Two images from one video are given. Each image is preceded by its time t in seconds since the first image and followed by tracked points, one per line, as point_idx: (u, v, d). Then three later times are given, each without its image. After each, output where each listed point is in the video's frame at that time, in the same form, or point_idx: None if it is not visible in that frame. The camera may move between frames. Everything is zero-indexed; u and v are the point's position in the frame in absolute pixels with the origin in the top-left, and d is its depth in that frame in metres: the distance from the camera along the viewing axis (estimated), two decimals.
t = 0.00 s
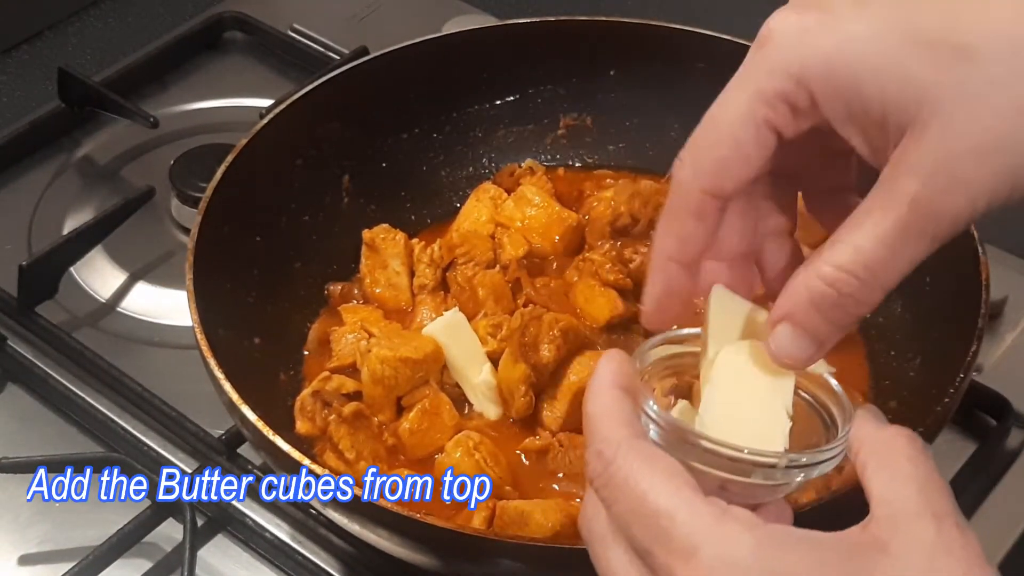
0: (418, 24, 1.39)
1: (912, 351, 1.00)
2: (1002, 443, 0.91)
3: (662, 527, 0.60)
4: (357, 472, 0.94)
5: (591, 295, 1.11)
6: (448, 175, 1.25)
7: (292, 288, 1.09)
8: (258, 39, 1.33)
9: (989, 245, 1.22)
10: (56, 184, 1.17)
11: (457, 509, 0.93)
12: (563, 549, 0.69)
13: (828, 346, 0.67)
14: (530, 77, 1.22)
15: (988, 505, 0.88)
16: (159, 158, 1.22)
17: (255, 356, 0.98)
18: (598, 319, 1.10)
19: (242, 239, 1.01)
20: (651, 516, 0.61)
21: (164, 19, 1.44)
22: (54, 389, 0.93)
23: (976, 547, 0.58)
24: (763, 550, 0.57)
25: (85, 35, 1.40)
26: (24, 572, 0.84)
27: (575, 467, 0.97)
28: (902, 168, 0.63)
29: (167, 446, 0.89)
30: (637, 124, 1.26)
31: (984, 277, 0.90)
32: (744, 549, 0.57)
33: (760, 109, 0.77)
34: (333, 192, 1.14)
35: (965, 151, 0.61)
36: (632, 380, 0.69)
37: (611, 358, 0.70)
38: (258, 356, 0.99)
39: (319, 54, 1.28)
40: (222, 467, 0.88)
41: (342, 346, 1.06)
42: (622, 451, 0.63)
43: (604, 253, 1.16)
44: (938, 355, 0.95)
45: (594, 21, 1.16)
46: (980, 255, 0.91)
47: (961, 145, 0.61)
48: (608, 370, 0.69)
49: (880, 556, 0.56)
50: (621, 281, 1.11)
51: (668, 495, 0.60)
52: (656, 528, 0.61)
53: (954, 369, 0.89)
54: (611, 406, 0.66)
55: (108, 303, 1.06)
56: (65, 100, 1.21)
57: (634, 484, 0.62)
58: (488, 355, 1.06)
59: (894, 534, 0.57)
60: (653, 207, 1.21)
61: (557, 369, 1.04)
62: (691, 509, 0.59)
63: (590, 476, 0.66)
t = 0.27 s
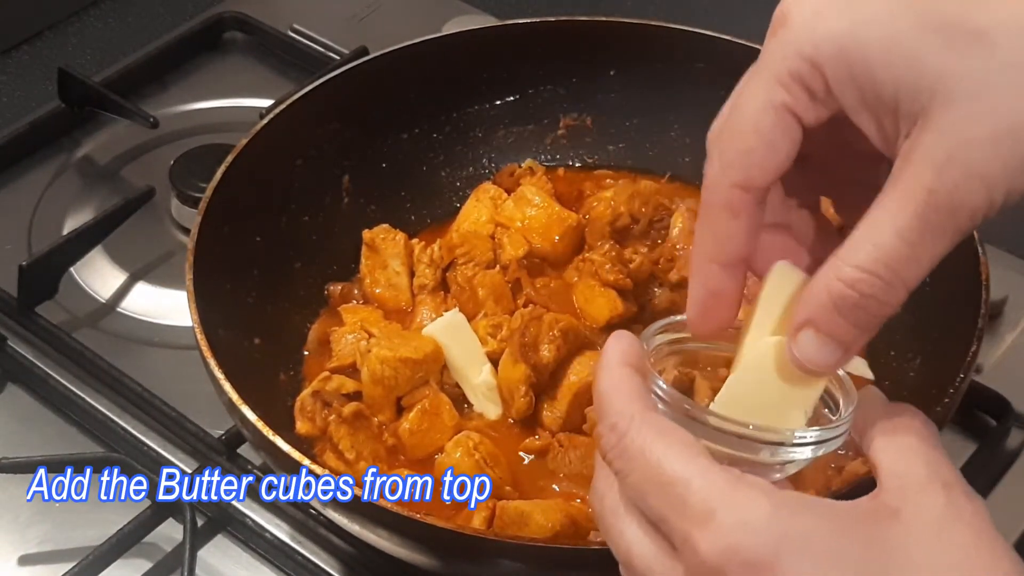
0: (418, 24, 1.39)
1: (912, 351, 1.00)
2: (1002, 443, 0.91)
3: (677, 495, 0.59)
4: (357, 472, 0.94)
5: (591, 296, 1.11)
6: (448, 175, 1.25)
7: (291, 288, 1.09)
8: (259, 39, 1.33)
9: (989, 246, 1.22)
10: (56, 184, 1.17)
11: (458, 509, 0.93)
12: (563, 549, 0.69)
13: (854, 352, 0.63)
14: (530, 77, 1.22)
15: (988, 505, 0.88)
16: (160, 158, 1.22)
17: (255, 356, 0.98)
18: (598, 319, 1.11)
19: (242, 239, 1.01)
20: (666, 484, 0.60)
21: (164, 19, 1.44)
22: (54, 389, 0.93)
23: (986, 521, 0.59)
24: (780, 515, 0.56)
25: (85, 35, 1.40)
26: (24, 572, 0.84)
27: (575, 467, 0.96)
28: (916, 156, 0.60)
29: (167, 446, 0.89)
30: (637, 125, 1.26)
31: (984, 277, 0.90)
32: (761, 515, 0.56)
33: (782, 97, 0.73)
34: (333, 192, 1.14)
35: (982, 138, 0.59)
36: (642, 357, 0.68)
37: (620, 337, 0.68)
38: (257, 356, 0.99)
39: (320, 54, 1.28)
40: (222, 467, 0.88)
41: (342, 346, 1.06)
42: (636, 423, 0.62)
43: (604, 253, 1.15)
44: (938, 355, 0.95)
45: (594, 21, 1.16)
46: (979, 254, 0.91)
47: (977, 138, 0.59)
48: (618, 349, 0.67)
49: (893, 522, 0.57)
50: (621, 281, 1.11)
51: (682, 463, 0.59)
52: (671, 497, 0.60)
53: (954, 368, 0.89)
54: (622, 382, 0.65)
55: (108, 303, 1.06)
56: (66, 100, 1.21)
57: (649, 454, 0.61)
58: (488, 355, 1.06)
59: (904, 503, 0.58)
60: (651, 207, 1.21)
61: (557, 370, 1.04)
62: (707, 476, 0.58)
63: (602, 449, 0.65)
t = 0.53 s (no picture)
0: (418, 24, 1.39)
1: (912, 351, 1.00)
2: (1003, 443, 0.91)
3: (691, 434, 0.56)
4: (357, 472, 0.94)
5: (591, 296, 1.11)
6: (448, 175, 1.25)
7: (291, 288, 1.09)
8: (258, 39, 1.33)
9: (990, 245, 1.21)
10: (56, 184, 1.17)
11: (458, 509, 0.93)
12: (563, 549, 0.69)
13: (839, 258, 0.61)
14: (530, 77, 1.22)
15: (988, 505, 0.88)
16: (160, 158, 1.22)
17: (255, 356, 0.98)
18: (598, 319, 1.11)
19: (242, 239, 1.01)
20: (680, 424, 0.57)
21: (164, 20, 1.44)
22: (54, 389, 0.93)
23: (992, 467, 0.59)
24: (798, 448, 0.53)
25: (85, 35, 1.40)
26: (24, 572, 0.84)
27: (574, 468, 0.97)
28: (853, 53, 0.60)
29: (167, 446, 0.89)
30: (638, 125, 1.26)
31: (983, 278, 0.90)
32: (777, 448, 0.54)
33: (767, 39, 0.76)
34: (333, 192, 1.14)
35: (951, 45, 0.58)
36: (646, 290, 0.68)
37: (628, 284, 0.65)
38: (257, 356, 0.99)
39: (320, 54, 1.28)
40: (222, 467, 0.88)
41: (342, 346, 1.06)
42: (648, 366, 0.60)
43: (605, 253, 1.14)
44: (938, 356, 0.95)
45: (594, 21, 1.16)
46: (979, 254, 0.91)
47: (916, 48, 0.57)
48: (624, 296, 0.65)
49: (906, 464, 0.56)
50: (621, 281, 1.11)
51: (698, 403, 0.57)
52: (684, 434, 0.57)
53: (954, 368, 0.89)
54: (632, 326, 0.62)
55: (108, 303, 1.06)
56: (65, 101, 1.21)
57: (662, 394, 0.58)
58: (488, 355, 1.06)
59: (917, 447, 0.58)
60: (651, 208, 1.22)
61: (557, 370, 1.04)
62: (722, 413, 0.56)
63: (611, 392, 0.63)
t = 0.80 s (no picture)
0: (418, 24, 1.39)
1: (911, 351, 1.00)
2: (1003, 444, 0.91)
3: None
4: (357, 472, 0.94)
5: (591, 296, 1.11)
6: (448, 175, 1.25)
7: (291, 288, 1.09)
8: (258, 39, 1.33)
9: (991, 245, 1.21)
10: (56, 184, 1.17)
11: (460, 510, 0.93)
12: (563, 549, 0.69)
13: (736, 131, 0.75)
14: (530, 77, 1.22)
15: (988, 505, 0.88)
16: (159, 158, 1.22)
17: (255, 356, 0.98)
18: (598, 319, 1.10)
19: (242, 239, 1.01)
20: None
21: (164, 20, 1.44)
22: (53, 389, 0.93)
23: None
24: None
25: (85, 35, 1.40)
26: (24, 572, 0.84)
27: (574, 468, 0.96)
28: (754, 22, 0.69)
29: (167, 446, 0.89)
30: (638, 125, 1.26)
31: (984, 279, 0.88)
32: None
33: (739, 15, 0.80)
34: (333, 192, 1.14)
35: None
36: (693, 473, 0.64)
37: (655, 425, 0.65)
38: (257, 356, 0.99)
39: (320, 54, 1.29)
40: (222, 466, 0.88)
41: (342, 346, 1.06)
42: (682, 529, 0.59)
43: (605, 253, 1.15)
44: (937, 356, 0.95)
45: (594, 21, 1.16)
46: (980, 255, 0.90)
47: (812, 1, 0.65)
48: (655, 438, 0.64)
49: None
50: (621, 281, 1.11)
51: None
52: None
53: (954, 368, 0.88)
54: (665, 478, 0.61)
55: (108, 303, 1.06)
56: (65, 100, 1.21)
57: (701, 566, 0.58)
58: (488, 356, 1.06)
59: None
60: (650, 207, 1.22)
61: (557, 369, 1.04)
62: None
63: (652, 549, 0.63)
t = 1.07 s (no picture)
0: (418, 24, 1.39)
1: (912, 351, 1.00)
2: (1003, 443, 0.91)
3: None
4: (357, 472, 0.94)
5: (591, 296, 1.11)
6: (448, 175, 1.25)
7: (291, 288, 1.09)
8: (258, 39, 1.33)
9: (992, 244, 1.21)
10: (56, 184, 1.17)
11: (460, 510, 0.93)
12: (564, 549, 0.69)
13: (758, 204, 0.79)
14: (530, 77, 1.22)
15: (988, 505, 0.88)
16: (159, 158, 1.22)
17: (255, 356, 0.98)
18: (598, 318, 1.10)
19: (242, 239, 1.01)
20: None
21: (164, 20, 1.44)
22: (53, 389, 0.93)
23: None
24: None
25: (85, 35, 1.40)
26: (24, 572, 0.84)
27: (574, 468, 0.97)
28: (764, 96, 0.71)
29: (167, 446, 0.89)
30: (638, 125, 1.26)
31: (983, 278, 0.88)
32: None
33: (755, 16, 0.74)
34: (333, 192, 1.14)
35: None
36: (748, 553, 0.62)
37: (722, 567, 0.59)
38: (257, 356, 0.99)
39: (319, 54, 1.29)
40: (222, 466, 0.88)
41: (342, 346, 1.06)
42: None
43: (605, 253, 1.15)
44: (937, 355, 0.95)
45: (595, 21, 1.16)
46: (980, 255, 0.90)
47: (821, 73, 0.68)
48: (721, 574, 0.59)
49: None
50: (621, 281, 1.10)
51: None
52: None
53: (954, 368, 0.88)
54: None
55: (108, 303, 1.06)
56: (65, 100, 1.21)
57: None
58: (488, 355, 1.06)
59: None
60: (651, 207, 1.23)
61: (557, 369, 1.04)
62: None
63: None
